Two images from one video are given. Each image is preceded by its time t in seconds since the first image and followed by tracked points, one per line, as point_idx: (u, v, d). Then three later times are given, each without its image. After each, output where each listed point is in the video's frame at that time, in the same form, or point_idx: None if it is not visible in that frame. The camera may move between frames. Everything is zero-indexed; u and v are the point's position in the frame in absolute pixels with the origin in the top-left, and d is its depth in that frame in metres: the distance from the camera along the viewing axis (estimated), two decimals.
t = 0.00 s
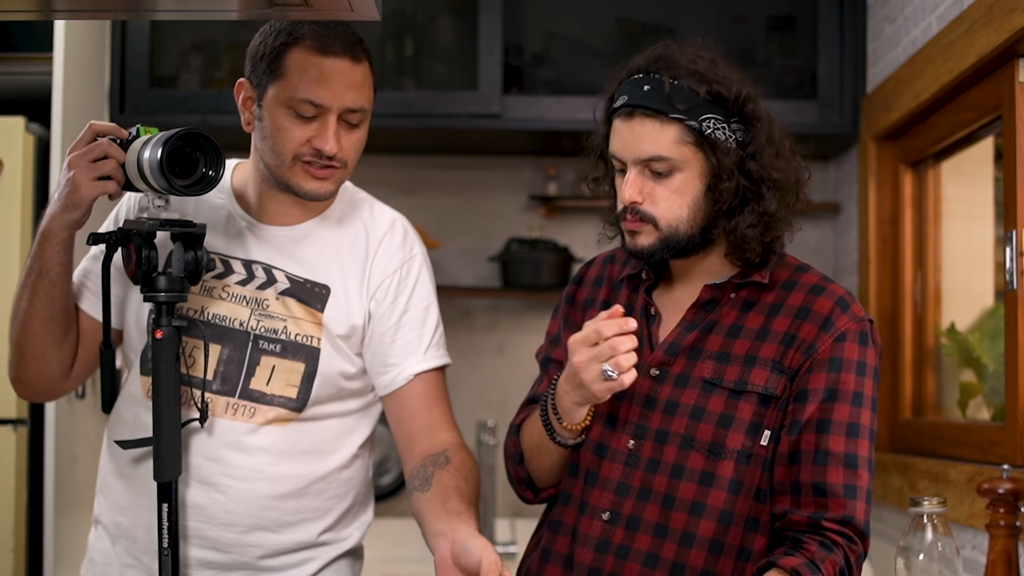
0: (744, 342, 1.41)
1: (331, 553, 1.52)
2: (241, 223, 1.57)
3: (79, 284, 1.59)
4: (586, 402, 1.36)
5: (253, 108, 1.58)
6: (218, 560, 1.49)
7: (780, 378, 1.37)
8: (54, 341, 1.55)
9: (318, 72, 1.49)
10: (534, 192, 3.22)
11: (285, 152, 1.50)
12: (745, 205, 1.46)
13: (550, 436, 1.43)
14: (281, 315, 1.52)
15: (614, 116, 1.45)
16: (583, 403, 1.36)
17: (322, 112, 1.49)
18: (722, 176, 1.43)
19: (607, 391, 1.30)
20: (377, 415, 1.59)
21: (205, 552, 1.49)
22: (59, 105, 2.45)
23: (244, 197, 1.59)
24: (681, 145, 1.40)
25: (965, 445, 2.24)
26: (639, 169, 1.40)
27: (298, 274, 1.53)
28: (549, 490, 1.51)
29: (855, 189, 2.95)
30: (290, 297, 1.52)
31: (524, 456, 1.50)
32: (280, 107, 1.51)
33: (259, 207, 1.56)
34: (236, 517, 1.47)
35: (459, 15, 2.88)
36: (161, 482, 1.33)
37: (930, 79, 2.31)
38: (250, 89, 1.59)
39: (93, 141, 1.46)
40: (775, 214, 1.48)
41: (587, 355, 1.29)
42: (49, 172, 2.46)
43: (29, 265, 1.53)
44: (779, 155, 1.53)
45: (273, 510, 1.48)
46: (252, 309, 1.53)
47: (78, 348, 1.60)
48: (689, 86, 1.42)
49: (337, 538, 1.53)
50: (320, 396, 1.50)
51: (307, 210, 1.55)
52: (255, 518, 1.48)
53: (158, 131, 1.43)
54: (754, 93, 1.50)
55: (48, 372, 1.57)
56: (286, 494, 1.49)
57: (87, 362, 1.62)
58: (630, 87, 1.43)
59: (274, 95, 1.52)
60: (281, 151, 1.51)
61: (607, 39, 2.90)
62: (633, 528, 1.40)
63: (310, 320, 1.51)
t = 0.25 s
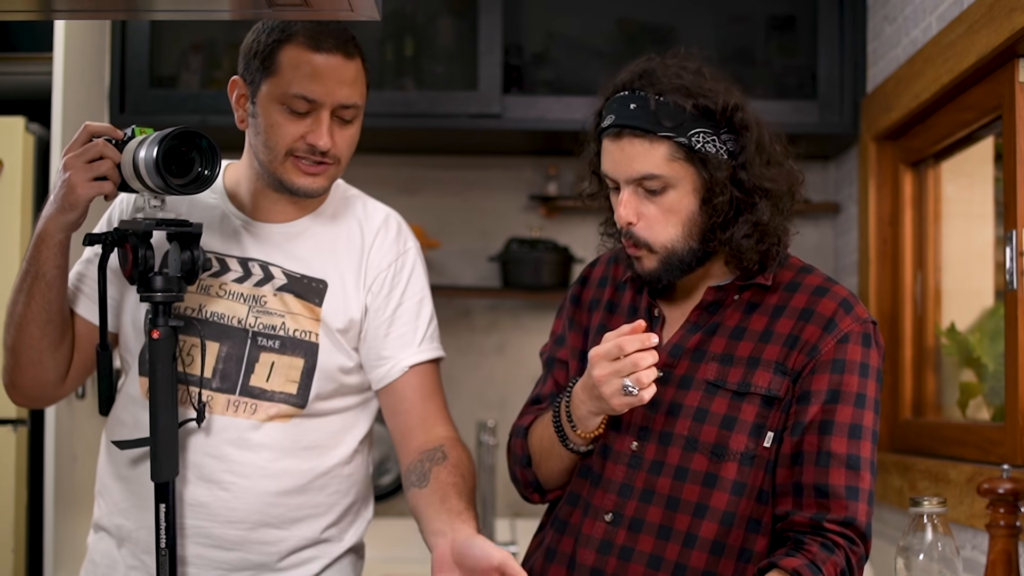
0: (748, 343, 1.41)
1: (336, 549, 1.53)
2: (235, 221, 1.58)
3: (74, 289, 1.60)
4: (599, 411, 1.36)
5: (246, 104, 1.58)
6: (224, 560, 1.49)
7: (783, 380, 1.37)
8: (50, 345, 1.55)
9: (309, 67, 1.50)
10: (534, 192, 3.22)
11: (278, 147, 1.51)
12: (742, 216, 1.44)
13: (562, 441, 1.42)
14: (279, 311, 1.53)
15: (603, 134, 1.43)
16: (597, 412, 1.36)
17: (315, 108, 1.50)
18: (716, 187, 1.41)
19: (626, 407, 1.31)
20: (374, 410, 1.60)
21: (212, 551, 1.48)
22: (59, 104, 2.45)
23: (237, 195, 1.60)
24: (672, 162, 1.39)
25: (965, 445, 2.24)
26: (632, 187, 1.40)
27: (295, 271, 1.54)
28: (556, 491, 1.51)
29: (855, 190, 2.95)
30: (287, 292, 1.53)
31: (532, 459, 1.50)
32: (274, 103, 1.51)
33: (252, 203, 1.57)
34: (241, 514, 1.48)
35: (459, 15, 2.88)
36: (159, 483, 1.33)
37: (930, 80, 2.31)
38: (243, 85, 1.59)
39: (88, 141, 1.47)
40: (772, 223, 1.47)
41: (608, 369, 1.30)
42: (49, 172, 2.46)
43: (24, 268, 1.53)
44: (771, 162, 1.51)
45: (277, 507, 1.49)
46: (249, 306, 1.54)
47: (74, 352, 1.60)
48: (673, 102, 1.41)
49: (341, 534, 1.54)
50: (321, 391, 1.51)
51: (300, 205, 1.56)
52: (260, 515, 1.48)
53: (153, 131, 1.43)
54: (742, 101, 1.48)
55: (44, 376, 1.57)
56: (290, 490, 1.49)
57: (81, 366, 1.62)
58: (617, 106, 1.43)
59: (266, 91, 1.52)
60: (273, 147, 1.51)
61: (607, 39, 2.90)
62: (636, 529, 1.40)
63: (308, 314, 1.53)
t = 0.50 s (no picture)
0: (750, 345, 1.41)
1: (338, 546, 1.54)
2: (232, 221, 1.58)
3: (68, 291, 1.60)
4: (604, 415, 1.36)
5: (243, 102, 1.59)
6: (228, 558, 1.48)
7: (786, 381, 1.37)
8: (45, 348, 1.55)
9: (305, 64, 1.51)
10: (534, 192, 3.22)
11: (276, 143, 1.52)
12: (741, 219, 1.43)
13: (565, 442, 1.43)
14: (279, 309, 1.53)
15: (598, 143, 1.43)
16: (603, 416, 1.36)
17: (313, 104, 1.52)
18: (714, 192, 1.41)
19: (632, 412, 1.31)
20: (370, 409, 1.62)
21: (215, 550, 1.47)
22: (59, 105, 2.45)
23: (231, 195, 1.60)
24: (668, 169, 1.39)
25: (965, 445, 2.25)
26: (629, 196, 1.39)
27: (294, 269, 1.55)
28: (558, 493, 1.51)
29: (855, 190, 2.95)
30: (287, 291, 1.54)
31: (534, 461, 1.50)
32: (271, 99, 1.53)
33: (247, 199, 1.58)
34: (243, 511, 1.48)
35: (459, 15, 2.88)
36: (154, 482, 1.33)
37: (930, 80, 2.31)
38: (241, 83, 1.60)
39: (81, 142, 1.47)
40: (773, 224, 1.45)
41: (616, 375, 1.29)
42: (50, 172, 2.46)
43: (17, 271, 1.53)
44: (767, 165, 1.51)
45: (280, 503, 1.49)
46: (248, 305, 1.54)
47: (69, 355, 1.60)
48: (664, 110, 1.39)
49: (342, 531, 1.55)
50: (321, 387, 1.53)
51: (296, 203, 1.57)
52: (262, 512, 1.48)
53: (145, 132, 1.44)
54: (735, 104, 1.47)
55: (39, 380, 1.57)
56: (292, 486, 1.50)
57: (77, 369, 1.62)
58: (610, 116, 1.42)
59: (263, 87, 1.53)
60: (272, 144, 1.53)
61: (607, 39, 2.90)
62: (637, 531, 1.40)
63: (309, 313, 1.53)
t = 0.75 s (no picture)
0: (747, 345, 1.41)
1: (338, 544, 1.58)
2: (232, 219, 1.60)
3: (63, 294, 1.61)
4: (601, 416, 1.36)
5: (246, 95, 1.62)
6: (234, 556, 1.49)
7: (783, 381, 1.37)
8: (42, 351, 1.55)
9: (309, 51, 1.56)
10: (534, 192, 3.22)
11: (280, 128, 1.55)
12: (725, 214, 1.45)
13: (564, 446, 1.42)
14: (280, 305, 1.56)
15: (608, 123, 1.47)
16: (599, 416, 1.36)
17: (316, 88, 1.55)
18: (700, 180, 1.43)
19: (629, 414, 1.31)
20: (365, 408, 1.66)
21: (220, 548, 1.49)
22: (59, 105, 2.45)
23: (233, 195, 1.62)
24: (660, 151, 1.42)
25: (965, 445, 2.24)
26: (622, 172, 1.43)
27: (294, 264, 1.58)
28: (557, 495, 1.50)
29: (855, 190, 2.95)
30: (289, 286, 1.57)
31: (533, 463, 1.50)
32: (275, 85, 1.56)
33: (249, 195, 1.60)
34: (249, 508, 1.50)
35: (459, 15, 2.88)
36: (150, 483, 1.33)
37: (930, 80, 2.31)
38: (243, 75, 1.62)
39: (74, 143, 1.48)
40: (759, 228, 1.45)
41: (612, 376, 1.29)
42: (50, 173, 2.46)
43: (12, 272, 1.53)
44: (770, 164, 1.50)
45: (285, 501, 1.52)
46: (250, 301, 1.57)
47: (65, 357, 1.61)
48: (661, 91, 1.44)
49: (342, 529, 1.59)
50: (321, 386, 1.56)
51: (302, 190, 1.61)
52: (268, 510, 1.51)
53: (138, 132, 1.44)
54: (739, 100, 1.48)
55: (35, 382, 1.57)
56: (296, 484, 1.52)
57: (73, 371, 1.62)
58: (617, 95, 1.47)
59: (266, 74, 1.57)
60: (275, 129, 1.55)
61: (607, 39, 2.90)
62: (636, 532, 1.40)
63: (309, 309, 1.57)
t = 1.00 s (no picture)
0: (745, 344, 1.41)
1: (344, 544, 1.57)
2: (237, 218, 1.61)
3: (61, 293, 1.61)
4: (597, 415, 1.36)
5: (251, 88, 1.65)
6: (243, 554, 1.49)
7: (781, 381, 1.37)
8: (40, 352, 1.55)
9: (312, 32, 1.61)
10: (534, 192, 3.22)
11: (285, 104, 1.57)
12: (689, 202, 1.42)
13: (559, 444, 1.43)
14: (287, 301, 1.57)
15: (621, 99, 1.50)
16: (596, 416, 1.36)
17: (319, 62, 1.59)
18: (678, 163, 1.42)
19: (623, 411, 1.31)
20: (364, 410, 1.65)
21: (231, 546, 1.49)
22: (59, 105, 2.45)
23: (236, 194, 1.63)
24: (651, 125, 1.43)
25: (965, 445, 2.24)
26: (619, 142, 1.46)
27: (299, 260, 1.60)
28: (553, 494, 1.51)
29: (855, 189, 2.95)
30: (295, 283, 1.58)
31: (529, 462, 1.50)
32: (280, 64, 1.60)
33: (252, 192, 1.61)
34: (258, 506, 1.50)
35: (459, 15, 2.88)
36: (146, 483, 1.33)
37: (930, 80, 2.31)
38: (248, 72, 1.66)
39: (69, 143, 1.48)
40: (728, 224, 1.42)
41: (605, 374, 1.29)
42: (50, 172, 2.46)
43: (10, 273, 1.52)
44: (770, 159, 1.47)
45: (293, 498, 1.51)
46: (257, 299, 1.57)
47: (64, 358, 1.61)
48: (664, 69, 1.45)
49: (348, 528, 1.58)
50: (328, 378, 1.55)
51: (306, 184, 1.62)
52: (275, 507, 1.50)
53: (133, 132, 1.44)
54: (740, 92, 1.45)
55: (34, 383, 1.57)
56: (303, 481, 1.52)
57: (72, 371, 1.62)
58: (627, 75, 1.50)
59: (269, 56, 1.61)
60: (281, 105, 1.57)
61: (607, 39, 2.90)
62: (635, 532, 1.40)
63: (317, 302, 1.58)
